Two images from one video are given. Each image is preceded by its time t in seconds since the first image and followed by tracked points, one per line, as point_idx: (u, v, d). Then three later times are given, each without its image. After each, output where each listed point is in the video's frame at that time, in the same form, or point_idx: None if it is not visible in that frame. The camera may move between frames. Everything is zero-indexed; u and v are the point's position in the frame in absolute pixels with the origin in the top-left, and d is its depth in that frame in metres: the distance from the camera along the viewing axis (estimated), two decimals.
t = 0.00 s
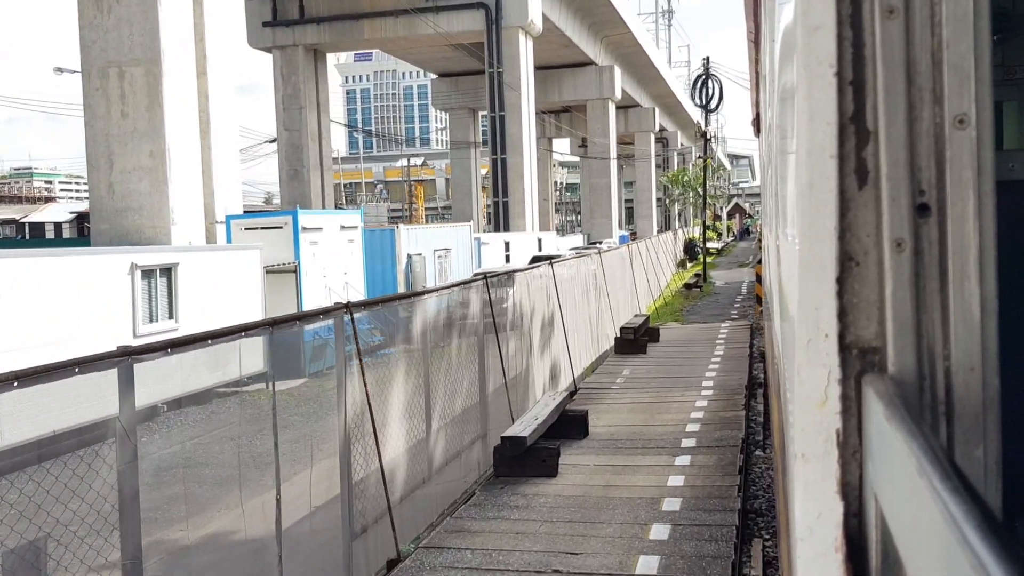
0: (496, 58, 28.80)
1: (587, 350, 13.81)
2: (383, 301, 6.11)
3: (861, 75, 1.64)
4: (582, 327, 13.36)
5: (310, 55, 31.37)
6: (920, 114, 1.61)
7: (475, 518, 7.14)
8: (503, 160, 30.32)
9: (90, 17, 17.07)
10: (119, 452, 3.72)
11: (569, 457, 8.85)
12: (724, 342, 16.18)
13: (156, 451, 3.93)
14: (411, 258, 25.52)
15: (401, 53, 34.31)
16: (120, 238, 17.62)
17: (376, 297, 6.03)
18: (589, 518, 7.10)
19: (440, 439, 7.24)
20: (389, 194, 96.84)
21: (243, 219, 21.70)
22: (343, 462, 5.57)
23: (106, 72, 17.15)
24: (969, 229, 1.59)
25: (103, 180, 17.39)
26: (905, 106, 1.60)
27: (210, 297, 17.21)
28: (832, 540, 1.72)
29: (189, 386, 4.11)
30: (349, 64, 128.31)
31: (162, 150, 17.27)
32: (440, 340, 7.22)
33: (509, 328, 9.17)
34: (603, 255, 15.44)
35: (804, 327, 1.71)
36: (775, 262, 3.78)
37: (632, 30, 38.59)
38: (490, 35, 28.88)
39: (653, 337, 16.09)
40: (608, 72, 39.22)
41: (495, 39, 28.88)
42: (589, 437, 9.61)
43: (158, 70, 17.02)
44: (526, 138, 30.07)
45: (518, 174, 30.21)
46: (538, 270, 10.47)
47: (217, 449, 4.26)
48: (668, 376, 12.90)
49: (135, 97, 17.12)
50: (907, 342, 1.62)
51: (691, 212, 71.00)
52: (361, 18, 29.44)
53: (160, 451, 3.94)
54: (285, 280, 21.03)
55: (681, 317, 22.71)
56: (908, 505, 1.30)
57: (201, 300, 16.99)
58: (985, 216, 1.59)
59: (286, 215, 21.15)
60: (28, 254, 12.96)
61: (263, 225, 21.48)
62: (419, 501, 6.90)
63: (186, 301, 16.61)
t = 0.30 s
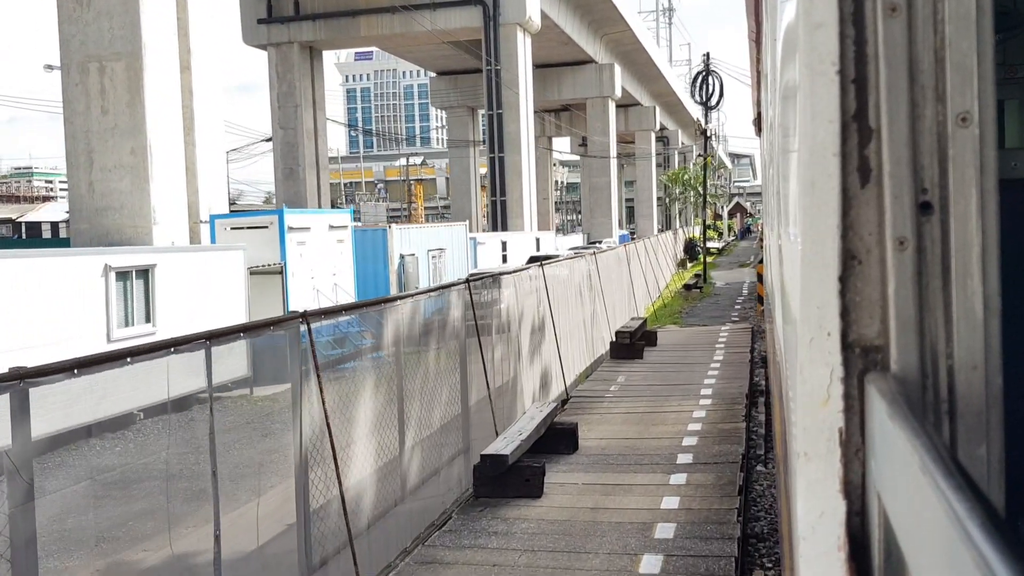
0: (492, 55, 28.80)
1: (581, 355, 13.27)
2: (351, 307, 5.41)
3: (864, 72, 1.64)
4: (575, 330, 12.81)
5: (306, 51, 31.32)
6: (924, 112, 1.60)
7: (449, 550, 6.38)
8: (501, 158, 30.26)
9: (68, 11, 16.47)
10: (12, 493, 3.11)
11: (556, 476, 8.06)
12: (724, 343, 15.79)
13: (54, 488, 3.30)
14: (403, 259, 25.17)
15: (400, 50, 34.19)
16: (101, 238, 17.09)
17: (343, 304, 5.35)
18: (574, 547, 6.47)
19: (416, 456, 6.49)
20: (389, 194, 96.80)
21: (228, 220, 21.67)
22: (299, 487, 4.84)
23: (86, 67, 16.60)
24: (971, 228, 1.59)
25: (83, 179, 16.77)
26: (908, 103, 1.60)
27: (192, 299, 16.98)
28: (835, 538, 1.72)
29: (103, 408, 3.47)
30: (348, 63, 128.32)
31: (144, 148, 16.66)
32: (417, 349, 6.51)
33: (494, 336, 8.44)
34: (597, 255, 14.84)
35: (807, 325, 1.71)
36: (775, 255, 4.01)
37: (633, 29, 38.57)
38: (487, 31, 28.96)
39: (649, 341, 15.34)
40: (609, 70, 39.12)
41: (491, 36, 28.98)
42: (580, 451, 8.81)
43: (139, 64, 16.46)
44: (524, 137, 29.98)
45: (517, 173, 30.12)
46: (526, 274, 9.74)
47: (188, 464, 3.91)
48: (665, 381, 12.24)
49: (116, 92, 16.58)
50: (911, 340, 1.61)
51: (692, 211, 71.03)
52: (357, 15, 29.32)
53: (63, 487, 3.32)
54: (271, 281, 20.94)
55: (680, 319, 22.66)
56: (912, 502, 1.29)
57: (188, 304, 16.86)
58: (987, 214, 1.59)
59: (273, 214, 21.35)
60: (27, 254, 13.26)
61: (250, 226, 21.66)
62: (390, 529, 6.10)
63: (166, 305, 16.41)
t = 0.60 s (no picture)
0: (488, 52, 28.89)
1: (572, 363, 12.62)
2: (304, 317, 4.91)
3: (864, 72, 1.64)
4: (566, 335, 12.15)
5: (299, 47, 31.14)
6: (923, 112, 1.61)
7: None
8: (497, 157, 30.32)
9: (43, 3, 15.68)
10: None
11: (539, 497, 7.57)
12: (722, 347, 15.50)
13: None
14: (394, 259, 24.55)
15: (393, 46, 34.00)
16: (80, 239, 16.24)
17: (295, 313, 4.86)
18: None
19: (384, 478, 5.98)
20: (388, 193, 96.56)
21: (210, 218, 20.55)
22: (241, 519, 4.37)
23: (63, 61, 15.81)
24: (972, 227, 1.59)
25: (59, 177, 15.96)
26: (908, 103, 1.60)
27: (174, 301, 15.89)
28: (835, 538, 1.72)
29: None
30: (345, 61, 127.99)
31: (122, 145, 15.90)
32: (387, 361, 6.00)
33: (474, 346, 7.92)
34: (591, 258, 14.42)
35: (807, 325, 1.71)
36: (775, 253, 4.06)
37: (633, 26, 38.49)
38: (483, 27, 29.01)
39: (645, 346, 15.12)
40: (608, 68, 39.01)
41: (488, 33, 28.94)
42: (566, 468, 8.38)
43: (118, 58, 15.68)
44: (521, 135, 29.92)
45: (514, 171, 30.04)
46: (512, 278, 9.19)
47: (155, 476, 3.78)
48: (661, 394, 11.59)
49: (93, 87, 15.76)
50: (911, 339, 1.62)
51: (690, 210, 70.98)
52: (351, 13, 29.55)
53: None
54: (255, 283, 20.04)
55: (678, 321, 22.63)
56: (914, 508, 1.28)
57: (169, 303, 15.80)
58: (986, 213, 1.59)
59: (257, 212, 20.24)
60: (29, 255, 12.93)
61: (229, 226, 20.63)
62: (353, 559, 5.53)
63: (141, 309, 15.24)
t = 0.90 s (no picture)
0: (484, 48, 28.94)
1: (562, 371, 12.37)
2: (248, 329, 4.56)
3: (863, 71, 1.64)
4: (555, 342, 11.90)
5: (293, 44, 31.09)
6: (922, 111, 1.61)
7: None
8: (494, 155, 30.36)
9: None
10: None
11: (515, 525, 7.27)
12: (720, 353, 15.38)
13: None
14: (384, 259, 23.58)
15: (388, 44, 33.97)
16: (54, 239, 16.07)
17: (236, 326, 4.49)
18: None
19: (343, 505, 5.56)
20: (386, 192, 96.43)
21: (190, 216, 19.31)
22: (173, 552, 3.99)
23: (35, 54, 15.65)
24: (971, 227, 1.59)
25: (33, 174, 15.85)
26: (907, 102, 1.60)
27: (146, 303, 14.95)
28: (834, 537, 1.72)
29: None
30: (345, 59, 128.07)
31: (98, 140, 15.81)
32: (347, 377, 5.62)
33: (447, 357, 7.57)
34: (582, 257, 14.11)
35: (806, 324, 1.71)
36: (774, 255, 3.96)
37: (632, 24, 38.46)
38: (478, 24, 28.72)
39: (639, 350, 15.01)
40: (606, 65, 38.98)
41: (484, 28, 28.77)
42: (549, 489, 8.16)
43: (92, 51, 15.57)
44: (517, 133, 29.89)
45: (510, 170, 29.99)
46: (494, 280, 9.00)
47: (121, 491, 3.73)
48: (653, 401, 11.49)
49: (67, 81, 15.64)
50: (910, 339, 1.62)
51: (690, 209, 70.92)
52: (345, 8, 29.35)
53: None
54: (236, 285, 18.65)
55: (675, 323, 22.59)
56: (914, 508, 1.28)
57: (144, 304, 14.91)
58: (985, 213, 1.59)
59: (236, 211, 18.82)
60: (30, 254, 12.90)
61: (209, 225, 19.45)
62: None
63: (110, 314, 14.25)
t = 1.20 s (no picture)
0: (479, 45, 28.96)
1: (548, 381, 11.99)
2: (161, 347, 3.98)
3: (863, 72, 1.64)
4: (542, 351, 11.58)
5: (285, 41, 31.10)
6: (921, 111, 1.61)
7: None
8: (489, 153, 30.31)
9: None
10: None
11: (485, 562, 6.53)
12: (717, 360, 15.30)
13: None
14: (371, 260, 23.15)
15: (384, 41, 33.98)
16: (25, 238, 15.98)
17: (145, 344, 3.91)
18: None
19: (286, 541, 5.01)
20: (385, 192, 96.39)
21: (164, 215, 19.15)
22: None
23: (5, 45, 15.67)
24: (971, 230, 1.59)
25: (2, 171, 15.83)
26: (907, 102, 1.61)
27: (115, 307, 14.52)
28: (834, 536, 1.72)
29: None
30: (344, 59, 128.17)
31: (67, 136, 15.73)
32: (291, 398, 5.03)
33: (417, 368, 7.01)
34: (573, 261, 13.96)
35: (805, 324, 1.71)
36: (775, 256, 3.91)
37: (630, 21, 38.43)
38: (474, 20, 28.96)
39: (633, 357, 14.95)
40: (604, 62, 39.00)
41: (479, 24, 28.92)
42: (527, 518, 7.45)
43: (62, 43, 15.54)
44: (512, 131, 29.86)
45: (505, 168, 29.97)
46: (472, 284, 8.58)
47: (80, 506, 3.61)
48: (648, 417, 11.02)
49: (36, 74, 15.61)
50: (910, 339, 1.62)
51: (689, 208, 70.90)
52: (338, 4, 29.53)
53: None
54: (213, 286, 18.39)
55: (671, 326, 22.55)
56: (914, 506, 1.28)
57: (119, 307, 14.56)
58: (985, 213, 1.59)
59: (214, 210, 18.63)
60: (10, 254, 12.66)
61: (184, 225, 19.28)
62: None
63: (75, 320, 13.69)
